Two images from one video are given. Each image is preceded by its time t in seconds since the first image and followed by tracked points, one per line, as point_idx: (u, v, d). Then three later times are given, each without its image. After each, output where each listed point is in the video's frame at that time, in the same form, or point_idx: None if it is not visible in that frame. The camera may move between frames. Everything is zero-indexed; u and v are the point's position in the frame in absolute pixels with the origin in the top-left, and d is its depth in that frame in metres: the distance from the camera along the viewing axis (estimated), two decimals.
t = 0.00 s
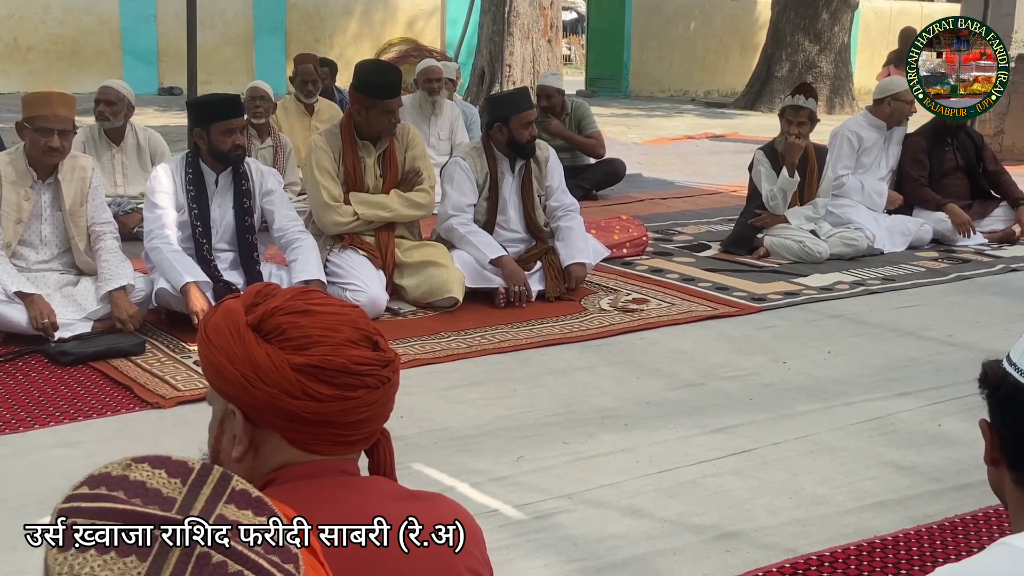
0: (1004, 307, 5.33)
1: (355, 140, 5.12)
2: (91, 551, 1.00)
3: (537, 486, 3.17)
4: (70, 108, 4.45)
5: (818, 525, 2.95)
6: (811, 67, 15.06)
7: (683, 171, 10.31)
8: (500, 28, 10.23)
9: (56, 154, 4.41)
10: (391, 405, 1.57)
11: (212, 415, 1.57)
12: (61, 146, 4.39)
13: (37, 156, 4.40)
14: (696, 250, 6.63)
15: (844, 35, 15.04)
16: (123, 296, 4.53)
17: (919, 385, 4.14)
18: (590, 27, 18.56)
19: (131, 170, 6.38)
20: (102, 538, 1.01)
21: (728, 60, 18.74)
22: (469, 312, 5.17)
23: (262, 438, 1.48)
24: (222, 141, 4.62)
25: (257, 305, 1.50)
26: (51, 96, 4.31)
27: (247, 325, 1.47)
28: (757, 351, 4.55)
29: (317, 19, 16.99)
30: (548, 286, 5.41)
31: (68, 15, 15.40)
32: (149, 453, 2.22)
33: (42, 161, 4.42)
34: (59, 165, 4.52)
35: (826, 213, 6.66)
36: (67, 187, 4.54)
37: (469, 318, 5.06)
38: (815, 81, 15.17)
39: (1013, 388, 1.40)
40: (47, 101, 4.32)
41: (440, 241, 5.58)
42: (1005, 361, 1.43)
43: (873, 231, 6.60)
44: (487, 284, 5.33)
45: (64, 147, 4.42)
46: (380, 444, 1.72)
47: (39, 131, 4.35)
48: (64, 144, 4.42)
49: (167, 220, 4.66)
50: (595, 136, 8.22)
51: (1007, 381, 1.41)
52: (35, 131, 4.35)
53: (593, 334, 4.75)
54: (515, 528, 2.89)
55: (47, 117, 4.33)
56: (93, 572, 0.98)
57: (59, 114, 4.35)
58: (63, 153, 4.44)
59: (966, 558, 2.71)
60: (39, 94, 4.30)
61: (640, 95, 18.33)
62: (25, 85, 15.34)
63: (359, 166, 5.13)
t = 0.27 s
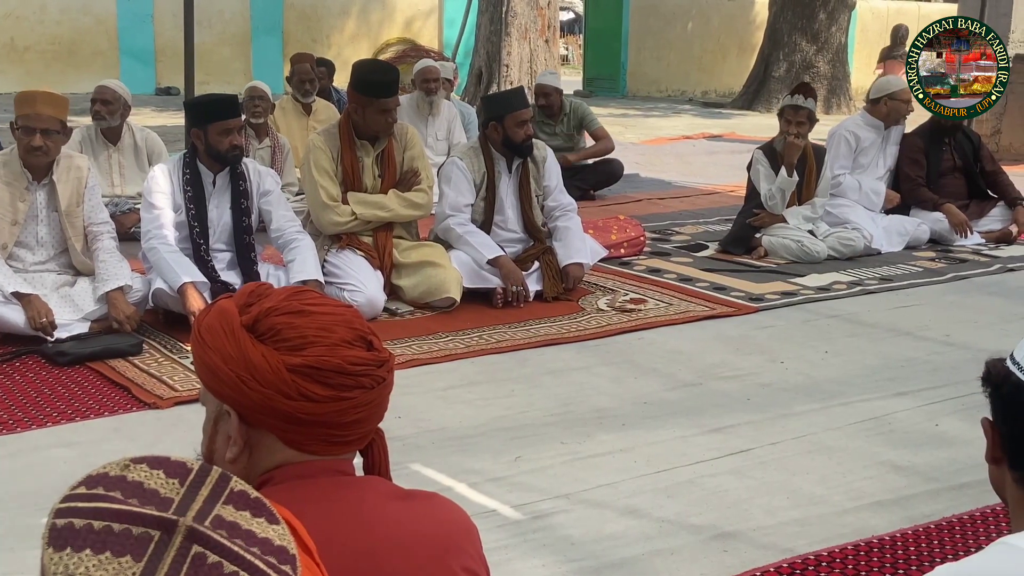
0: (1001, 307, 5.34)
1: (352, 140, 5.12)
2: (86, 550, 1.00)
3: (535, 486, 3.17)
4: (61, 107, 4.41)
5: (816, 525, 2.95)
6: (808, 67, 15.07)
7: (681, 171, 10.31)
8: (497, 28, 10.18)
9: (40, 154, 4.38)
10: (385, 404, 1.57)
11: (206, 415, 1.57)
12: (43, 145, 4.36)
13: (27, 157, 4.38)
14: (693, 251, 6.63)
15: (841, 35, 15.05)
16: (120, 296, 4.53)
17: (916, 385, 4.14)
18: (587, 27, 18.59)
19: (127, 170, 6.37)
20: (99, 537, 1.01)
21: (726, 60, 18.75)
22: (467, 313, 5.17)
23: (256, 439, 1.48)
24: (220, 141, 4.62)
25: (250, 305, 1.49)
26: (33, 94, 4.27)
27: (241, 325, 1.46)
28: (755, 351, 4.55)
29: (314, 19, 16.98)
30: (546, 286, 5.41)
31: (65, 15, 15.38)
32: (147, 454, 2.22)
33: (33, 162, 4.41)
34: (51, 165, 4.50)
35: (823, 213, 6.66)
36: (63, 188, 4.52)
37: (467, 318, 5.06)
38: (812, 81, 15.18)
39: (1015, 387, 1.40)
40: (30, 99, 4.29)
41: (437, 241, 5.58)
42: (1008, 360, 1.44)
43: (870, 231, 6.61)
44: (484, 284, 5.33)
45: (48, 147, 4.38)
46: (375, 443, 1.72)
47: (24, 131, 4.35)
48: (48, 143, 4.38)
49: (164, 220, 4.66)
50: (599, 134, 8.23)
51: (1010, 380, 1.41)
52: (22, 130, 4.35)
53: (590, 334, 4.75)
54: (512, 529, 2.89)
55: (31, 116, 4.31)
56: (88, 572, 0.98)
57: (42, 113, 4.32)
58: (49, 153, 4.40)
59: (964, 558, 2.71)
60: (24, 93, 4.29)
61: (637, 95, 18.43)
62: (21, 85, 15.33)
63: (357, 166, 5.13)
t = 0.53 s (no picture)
0: (999, 307, 5.34)
1: (351, 140, 5.12)
2: (76, 548, 1.00)
3: (532, 486, 3.17)
4: (51, 109, 4.38)
5: (813, 525, 2.95)
6: (805, 67, 15.08)
7: (679, 171, 10.32)
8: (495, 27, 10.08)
9: (28, 156, 4.36)
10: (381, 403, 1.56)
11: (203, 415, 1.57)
12: (30, 147, 4.34)
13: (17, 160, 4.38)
14: (691, 250, 6.64)
15: (839, 35, 15.06)
16: (118, 297, 4.52)
17: (914, 385, 4.14)
18: (585, 27, 18.60)
19: (125, 170, 6.37)
20: (90, 535, 1.01)
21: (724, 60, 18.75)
22: (465, 313, 5.17)
23: (252, 439, 1.48)
24: (218, 141, 4.62)
25: (246, 305, 1.49)
26: (19, 96, 4.25)
27: (237, 325, 1.46)
28: (752, 351, 4.56)
29: (312, 19, 16.98)
30: (543, 286, 5.42)
31: (62, 15, 15.36)
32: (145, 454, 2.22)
33: (24, 164, 4.40)
34: (44, 166, 4.48)
35: (821, 212, 6.66)
36: (58, 189, 4.51)
37: (465, 318, 5.06)
38: (809, 81, 15.19)
39: (1013, 388, 1.40)
40: (16, 101, 4.27)
41: (435, 241, 5.58)
42: (1006, 361, 1.43)
43: (868, 231, 6.61)
44: (482, 284, 5.33)
45: (35, 149, 4.36)
46: (372, 443, 1.72)
47: (13, 133, 4.34)
48: (36, 146, 4.36)
49: (161, 220, 4.65)
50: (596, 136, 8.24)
51: (1007, 380, 1.41)
52: (11, 132, 4.35)
53: (587, 334, 4.75)
54: (510, 529, 2.89)
55: (18, 119, 4.30)
56: (79, 570, 0.98)
57: (29, 115, 4.30)
58: (38, 155, 4.39)
59: (961, 558, 2.71)
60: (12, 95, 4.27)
61: (635, 95, 18.46)
62: (18, 86, 15.31)
63: (355, 166, 5.13)
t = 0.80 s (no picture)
0: (996, 307, 5.35)
1: (349, 140, 5.12)
2: (66, 547, 1.01)
3: (530, 486, 3.17)
4: (41, 110, 4.36)
5: (811, 525, 2.95)
6: (803, 67, 15.10)
7: (677, 171, 10.33)
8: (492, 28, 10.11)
9: (20, 157, 4.34)
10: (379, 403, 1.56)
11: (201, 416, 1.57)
12: (23, 148, 4.32)
13: (9, 161, 4.36)
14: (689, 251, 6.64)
15: (837, 35, 15.06)
16: (116, 298, 4.51)
17: (912, 385, 4.14)
18: (583, 27, 18.62)
19: (122, 171, 6.36)
20: (79, 535, 1.01)
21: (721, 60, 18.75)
22: (463, 313, 5.17)
23: (250, 439, 1.48)
24: (215, 141, 4.61)
25: (243, 306, 1.49)
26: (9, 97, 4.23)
27: (234, 325, 1.46)
28: (750, 351, 4.56)
29: (310, 19, 16.97)
30: (541, 286, 5.41)
31: (59, 15, 15.35)
32: (142, 454, 2.22)
33: (17, 166, 4.39)
34: (38, 167, 4.47)
35: (818, 212, 6.67)
36: (53, 190, 4.50)
37: (463, 318, 5.06)
38: (807, 81, 15.21)
39: (1012, 388, 1.40)
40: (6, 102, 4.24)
41: (433, 242, 5.58)
42: (1004, 361, 1.43)
43: (866, 231, 6.62)
44: (480, 284, 5.33)
45: (27, 150, 4.34)
46: (370, 443, 1.71)
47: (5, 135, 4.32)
48: (27, 147, 4.33)
49: (159, 220, 4.65)
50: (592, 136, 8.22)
51: (1005, 380, 1.41)
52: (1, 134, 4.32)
53: (585, 334, 4.75)
54: (508, 529, 2.89)
55: (8, 120, 4.27)
56: (69, 570, 0.99)
57: (20, 115, 4.28)
58: (30, 156, 4.36)
59: (959, 558, 2.71)
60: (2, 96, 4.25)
61: (632, 95, 18.46)
62: (16, 86, 15.29)
63: (353, 166, 5.13)
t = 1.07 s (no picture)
0: (995, 307, 5.35)
1: (347, 140, 5.11)
2: (57, 547, 1.00)
3: (528, 486, 3.17)
4: (36, 110, 4.34)
5: (809, 525, 2.95)
6: (801, 67, 15.10)
7: (675, 171, 10.33)
8: (491, 28, 10.13)
9: (14, 159, 4.33)
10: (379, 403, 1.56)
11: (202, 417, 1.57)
12: (16, 150, 4.31)
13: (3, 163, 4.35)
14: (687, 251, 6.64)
15: (835, 35, 15.07)
16: (115, 298, 4.51)
17: (910, 385, 4.14)
18: (581, 27, 18.62)
19: (120, 171, 6.37)
20: (70, 534, 1.01)
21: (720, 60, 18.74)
22: (461, 313, 5.17)
23: (250, 438, 1.48)
24: (213, 141, 4.61)
25: (243, 306, 1.49)
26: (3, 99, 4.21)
27: (234, 325, 1.46)
28: (748, 351, 4.56)
29: (308, 19, 16.96)
30: (539, 286, 5.41)
31: (57, 15, 15.34)
32: (140, 455, 2.22)
33: (11, 168, 4.38)
34: (32, 168, 4.46)
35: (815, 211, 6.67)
36: (49, 191, 4.50)
37: (461, 318, 5.06)
38: (805, 81, 15.21)
39: (1008, 389, 1.39)
40: None
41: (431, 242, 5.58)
42: (1000, 361, 1.42)
43: (864, 231, 6.62)
44: (478, 284, 5.33)
45: (21, 151, 4.32)
46: (369, 443, 1.71)
47: None
48: (22, 148, 4.33)
49: (157, 220, 4.65)
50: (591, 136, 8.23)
51: (1002, 380, 1.40)
52: None
53: (584, 334, 4.75)
54: (506, 529, 2.89)
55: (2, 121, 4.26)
56: (59, 568, 0.99)
57: (13, 117, 4.26)
58: (24, 157, 4.35)
59: (957, 558, 2.71)
60: None
61: (631, 95, 18.45)
62: (13, 86, 15.28)
63: (351, 166, 5.13)
